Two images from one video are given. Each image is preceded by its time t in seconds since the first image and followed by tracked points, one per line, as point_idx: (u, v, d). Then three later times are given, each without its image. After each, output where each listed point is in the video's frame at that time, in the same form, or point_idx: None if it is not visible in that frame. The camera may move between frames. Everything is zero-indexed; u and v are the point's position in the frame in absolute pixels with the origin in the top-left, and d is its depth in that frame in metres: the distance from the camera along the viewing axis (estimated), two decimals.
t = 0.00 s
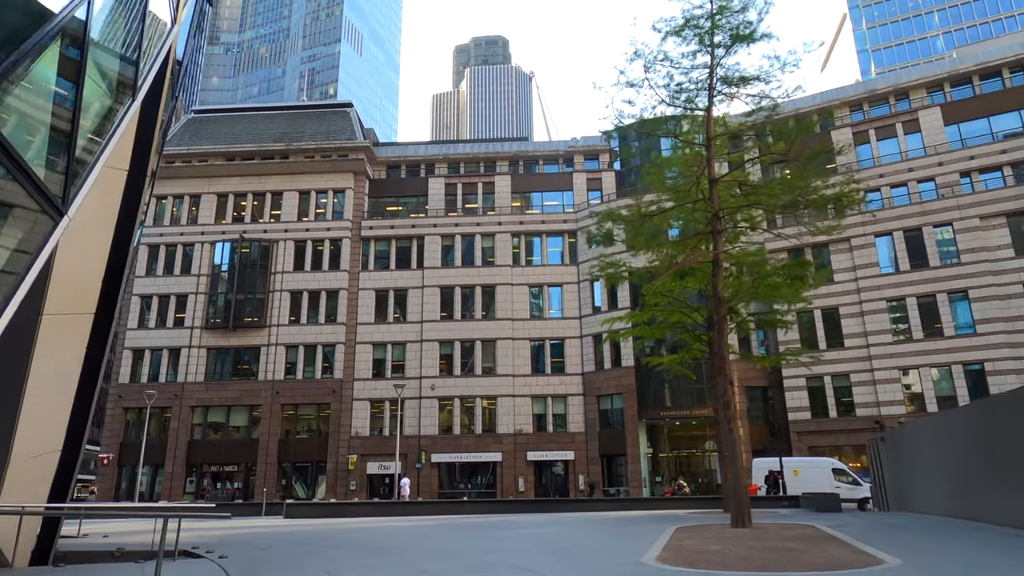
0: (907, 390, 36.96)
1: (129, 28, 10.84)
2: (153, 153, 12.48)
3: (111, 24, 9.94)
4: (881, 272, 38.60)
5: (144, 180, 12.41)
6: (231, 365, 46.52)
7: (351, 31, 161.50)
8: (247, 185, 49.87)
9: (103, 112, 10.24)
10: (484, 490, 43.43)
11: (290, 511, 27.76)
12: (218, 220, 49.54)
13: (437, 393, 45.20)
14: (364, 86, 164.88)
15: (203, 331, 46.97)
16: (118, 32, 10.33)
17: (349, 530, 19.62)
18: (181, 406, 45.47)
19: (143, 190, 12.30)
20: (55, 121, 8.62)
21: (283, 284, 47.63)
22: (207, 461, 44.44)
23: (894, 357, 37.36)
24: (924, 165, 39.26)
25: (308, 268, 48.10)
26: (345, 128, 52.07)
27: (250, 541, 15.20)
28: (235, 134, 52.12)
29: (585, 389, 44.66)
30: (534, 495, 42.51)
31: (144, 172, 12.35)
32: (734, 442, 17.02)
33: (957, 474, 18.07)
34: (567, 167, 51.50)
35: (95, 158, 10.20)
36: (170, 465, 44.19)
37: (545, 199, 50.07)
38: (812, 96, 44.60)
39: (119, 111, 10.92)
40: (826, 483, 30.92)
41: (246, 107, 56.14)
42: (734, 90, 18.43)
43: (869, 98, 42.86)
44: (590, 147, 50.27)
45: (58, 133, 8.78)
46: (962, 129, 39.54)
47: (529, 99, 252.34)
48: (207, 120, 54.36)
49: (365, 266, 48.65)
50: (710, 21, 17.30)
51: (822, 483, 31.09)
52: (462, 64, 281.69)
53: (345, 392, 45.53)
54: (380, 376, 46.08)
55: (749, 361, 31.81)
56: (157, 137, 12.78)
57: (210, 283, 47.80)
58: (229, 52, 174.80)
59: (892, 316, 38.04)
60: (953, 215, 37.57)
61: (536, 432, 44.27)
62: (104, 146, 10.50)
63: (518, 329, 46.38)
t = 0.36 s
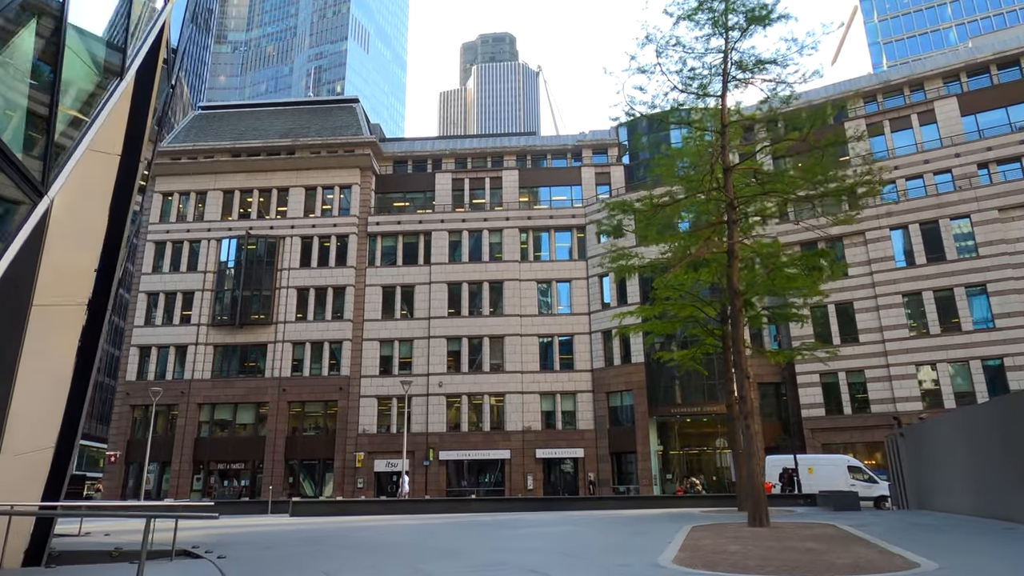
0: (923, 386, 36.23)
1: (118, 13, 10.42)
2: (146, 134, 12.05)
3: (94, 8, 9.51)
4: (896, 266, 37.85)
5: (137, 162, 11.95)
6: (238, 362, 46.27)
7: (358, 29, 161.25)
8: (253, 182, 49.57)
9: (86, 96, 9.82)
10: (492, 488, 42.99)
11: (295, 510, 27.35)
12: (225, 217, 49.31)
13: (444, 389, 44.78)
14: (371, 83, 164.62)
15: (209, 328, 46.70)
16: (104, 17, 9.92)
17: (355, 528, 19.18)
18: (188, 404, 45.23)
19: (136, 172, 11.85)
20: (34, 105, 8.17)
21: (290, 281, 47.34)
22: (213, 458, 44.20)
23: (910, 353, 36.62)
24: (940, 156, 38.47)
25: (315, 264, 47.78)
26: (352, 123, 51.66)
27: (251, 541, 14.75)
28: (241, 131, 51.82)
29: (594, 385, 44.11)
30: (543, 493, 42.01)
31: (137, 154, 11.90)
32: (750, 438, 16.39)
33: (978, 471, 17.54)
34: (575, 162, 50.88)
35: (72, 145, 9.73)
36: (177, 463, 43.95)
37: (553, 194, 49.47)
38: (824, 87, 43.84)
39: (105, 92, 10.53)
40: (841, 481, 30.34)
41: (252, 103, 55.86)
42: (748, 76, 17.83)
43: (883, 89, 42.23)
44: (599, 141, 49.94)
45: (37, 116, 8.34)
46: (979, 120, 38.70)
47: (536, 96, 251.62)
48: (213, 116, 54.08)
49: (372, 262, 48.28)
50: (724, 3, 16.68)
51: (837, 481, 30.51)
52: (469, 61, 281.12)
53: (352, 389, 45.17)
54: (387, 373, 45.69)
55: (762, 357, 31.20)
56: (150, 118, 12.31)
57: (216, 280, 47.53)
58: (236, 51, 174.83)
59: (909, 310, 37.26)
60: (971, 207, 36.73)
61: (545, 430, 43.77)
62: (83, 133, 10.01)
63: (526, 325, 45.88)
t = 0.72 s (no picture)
0: (942, 381, 35.46)
1: None
2: (141, 118, 11.34)
3: None
4: (913, 259, 37.09)
5: (131, 148, 11.32)
6: (245, 359, 46.01)
7: (364, 27, 161.03)
8: (259, 177, 49.29)
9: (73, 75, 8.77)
10: (501, 486, 42.56)
11: (302, 507, 27.02)
12: (231, 213, 49.03)
13: (452, 386, 44.34)
14: (378, 81, 164.35)
15: (216, 325, 46.45)
16: None
17: (361, 527, 18.73)
18: (195, 401, 45.01)
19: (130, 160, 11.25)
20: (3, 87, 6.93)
21: (296, 277, 47.04)
22: (221, 456, 43.94)
23: (927, 348, 35.87)
24: (957, 147, 37.65)
25: (322, 260, 47.44)
26: (358, 118, 51.28)
27: (254, 540, 14.33)
28: (247, 126, 51.53)
29: (604, 381, 43.58)
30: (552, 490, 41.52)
31: (131, 140, 11.27)
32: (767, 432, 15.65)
33: (1005, 470, 16.78)
34: (583, 156, 50.76)
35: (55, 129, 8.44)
36: (184, 460, 43.73)
37: (561, 188, 48.92)
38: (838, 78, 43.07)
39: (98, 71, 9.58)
40: (857, 479, 29.70)
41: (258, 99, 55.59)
42: (763, 60, 17.22)
43: (898, 80, 41.51)
44: (607, 135, 49.66)
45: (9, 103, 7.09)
46: (997, 109, 37.82)
47: (544, 93, 250.84)
48: (219, 112, 53.81)
49: (379, 257, 47.87)
50: None
51: (853, 478, 29.89)
52: (476, 59, 280.59)
53: (360, 385, 44.79)
54: (395, 369, 45.31)
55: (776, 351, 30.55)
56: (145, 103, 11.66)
57: (223, 276, 47.29)
58: (244, 49, 174.99)
59: (926, 304, 36.51)
60: (990, 198, 35.88)
61: (554, 426, 43.27)
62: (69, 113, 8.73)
63: (535, 321, 45.38)
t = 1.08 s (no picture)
0: (962, 377, 34.68)
1: None
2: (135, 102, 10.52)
3: None
4: (931, 251, 36.33)
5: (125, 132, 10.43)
6: (253, 356, 45.75)
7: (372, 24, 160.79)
8: (267, 174, 49.01)
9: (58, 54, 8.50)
10: (511, 483, 42.11)
11: (309, 505, 26.66)
12: (239, 210, 48.77)
13: (461, 383, 43.91)
14: (386, 78, 164.16)
15: (224, 322, 46.24)
16: None
17: (369, 525, 18.33)
18: (203, 399, 44.82)
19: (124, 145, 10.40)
20: None
21: (304, 273, 46.73)
22: (229, 454, 43.75)
23: (947, 342, 35.11)
24: (976, 138, 36.82)
25: (330, 256, 47.10)
26: (366, 113, 50.91)
27: (258, 539, 13.89)
28: (255, 122, 51.28)
29: (615, 378, 43.03)
30: (563, 488, 41.04)
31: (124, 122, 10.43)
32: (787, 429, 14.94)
33: None
34: (592, 150, 50.23)
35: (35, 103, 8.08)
36: (192, 458, 43.53)
37: (571, 182, 48.35)
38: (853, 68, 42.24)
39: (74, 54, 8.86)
40: (875, 476, 28.98)
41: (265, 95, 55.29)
42: (781, 44, 16.60)
43: (914, 69, 40.61)
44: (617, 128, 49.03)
45: None
46: (1018, 98, 36.90)
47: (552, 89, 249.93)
48: (226, 109, 53.55)
49: (387, 253, 47.50)
50: None
51: (871, 475, 29.22)
52: (483, 56, 279.98)
53: (368, 382, 44.46)
54: (403, 366, 44.92)
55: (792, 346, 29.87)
56: (140, 85, 10.99)
57: (230, 273, 47.07)
58: (251, 49, 175.18)
59: (945, 298, 35.75)
60: (1011, 189, 35.02)
61: (564, 424, 42.78)
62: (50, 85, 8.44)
63: (545, 317, 44.87)
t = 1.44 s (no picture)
0: (983, 372, 33.84)
1: None
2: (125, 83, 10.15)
3: None
4: (950, 244, 35.53)
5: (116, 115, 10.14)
6: (262, 354, 45.46)
7: (380, 22, 160.58)
8: (274, 170, 48.71)
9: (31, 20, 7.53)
10: (522, 481, 41.60)
11: (317, 504, 26.28)
12: (246, 207, 48.48)
13: (471, 380, 43.45)
14: (394, 76, 164.01)
15: (232, 319, 46.03)
16: None
17: (376, 525, 17.85)
18: (212, 396, 44.58)
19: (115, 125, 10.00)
20: None
21: (312, 270, 46.42)
22: (238, 451, 43.54)
23: (967, 337, 34.29)
24: (996, 128, 35.96)
25: (338, 253, 46.77)
26: (374, 109, 50.52)
27: (262, 539, 13.46)
28: (262, 119, 51.01)
29: (626, 374, 42.46)
30: (573, 486, 40.52)
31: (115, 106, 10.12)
32: (811, 424, 14.26)
33: None
34: (602, 144, 49.81)
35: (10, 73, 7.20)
36: (201, 455, 43.32)
37: (581, 177, 47.74)
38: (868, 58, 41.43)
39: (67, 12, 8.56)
40: (895, 473, 28.26)
41: (272, 91, 54.99)
42: (801, 26, 16.04)
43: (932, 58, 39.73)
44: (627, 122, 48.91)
45: None
46: None
47: (560, 86, 248.98)
48: (233, 105, 53.33)
49: (395, 249, 47.10)
50: None
51: (890, 472, 28.53)
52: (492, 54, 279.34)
53: (377, 379, 44.10)
54: (412, 363, 44.54)
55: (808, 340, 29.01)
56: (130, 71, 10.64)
57: (238, 270, 46.83)
58: (260, 47, 175.29)
59: (966, 291, 34.93)
60: None
61: (575, 421, 42.24)
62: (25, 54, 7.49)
63: (555, 312, 44.32)
